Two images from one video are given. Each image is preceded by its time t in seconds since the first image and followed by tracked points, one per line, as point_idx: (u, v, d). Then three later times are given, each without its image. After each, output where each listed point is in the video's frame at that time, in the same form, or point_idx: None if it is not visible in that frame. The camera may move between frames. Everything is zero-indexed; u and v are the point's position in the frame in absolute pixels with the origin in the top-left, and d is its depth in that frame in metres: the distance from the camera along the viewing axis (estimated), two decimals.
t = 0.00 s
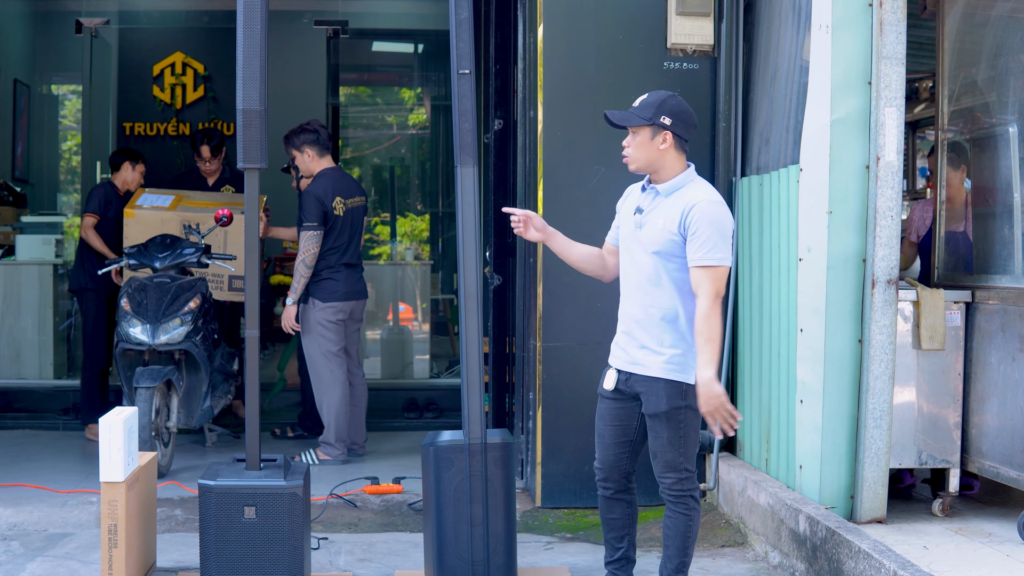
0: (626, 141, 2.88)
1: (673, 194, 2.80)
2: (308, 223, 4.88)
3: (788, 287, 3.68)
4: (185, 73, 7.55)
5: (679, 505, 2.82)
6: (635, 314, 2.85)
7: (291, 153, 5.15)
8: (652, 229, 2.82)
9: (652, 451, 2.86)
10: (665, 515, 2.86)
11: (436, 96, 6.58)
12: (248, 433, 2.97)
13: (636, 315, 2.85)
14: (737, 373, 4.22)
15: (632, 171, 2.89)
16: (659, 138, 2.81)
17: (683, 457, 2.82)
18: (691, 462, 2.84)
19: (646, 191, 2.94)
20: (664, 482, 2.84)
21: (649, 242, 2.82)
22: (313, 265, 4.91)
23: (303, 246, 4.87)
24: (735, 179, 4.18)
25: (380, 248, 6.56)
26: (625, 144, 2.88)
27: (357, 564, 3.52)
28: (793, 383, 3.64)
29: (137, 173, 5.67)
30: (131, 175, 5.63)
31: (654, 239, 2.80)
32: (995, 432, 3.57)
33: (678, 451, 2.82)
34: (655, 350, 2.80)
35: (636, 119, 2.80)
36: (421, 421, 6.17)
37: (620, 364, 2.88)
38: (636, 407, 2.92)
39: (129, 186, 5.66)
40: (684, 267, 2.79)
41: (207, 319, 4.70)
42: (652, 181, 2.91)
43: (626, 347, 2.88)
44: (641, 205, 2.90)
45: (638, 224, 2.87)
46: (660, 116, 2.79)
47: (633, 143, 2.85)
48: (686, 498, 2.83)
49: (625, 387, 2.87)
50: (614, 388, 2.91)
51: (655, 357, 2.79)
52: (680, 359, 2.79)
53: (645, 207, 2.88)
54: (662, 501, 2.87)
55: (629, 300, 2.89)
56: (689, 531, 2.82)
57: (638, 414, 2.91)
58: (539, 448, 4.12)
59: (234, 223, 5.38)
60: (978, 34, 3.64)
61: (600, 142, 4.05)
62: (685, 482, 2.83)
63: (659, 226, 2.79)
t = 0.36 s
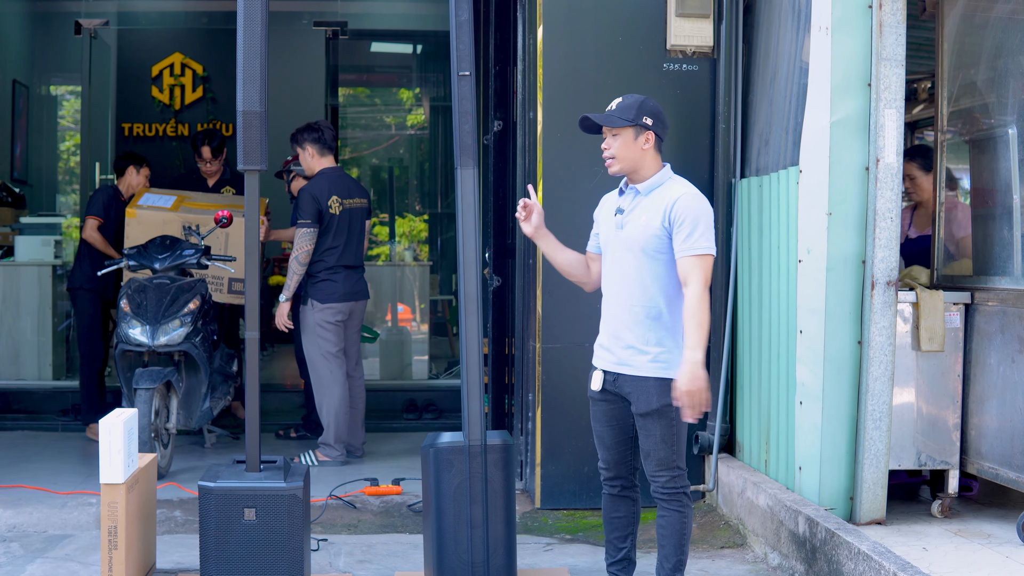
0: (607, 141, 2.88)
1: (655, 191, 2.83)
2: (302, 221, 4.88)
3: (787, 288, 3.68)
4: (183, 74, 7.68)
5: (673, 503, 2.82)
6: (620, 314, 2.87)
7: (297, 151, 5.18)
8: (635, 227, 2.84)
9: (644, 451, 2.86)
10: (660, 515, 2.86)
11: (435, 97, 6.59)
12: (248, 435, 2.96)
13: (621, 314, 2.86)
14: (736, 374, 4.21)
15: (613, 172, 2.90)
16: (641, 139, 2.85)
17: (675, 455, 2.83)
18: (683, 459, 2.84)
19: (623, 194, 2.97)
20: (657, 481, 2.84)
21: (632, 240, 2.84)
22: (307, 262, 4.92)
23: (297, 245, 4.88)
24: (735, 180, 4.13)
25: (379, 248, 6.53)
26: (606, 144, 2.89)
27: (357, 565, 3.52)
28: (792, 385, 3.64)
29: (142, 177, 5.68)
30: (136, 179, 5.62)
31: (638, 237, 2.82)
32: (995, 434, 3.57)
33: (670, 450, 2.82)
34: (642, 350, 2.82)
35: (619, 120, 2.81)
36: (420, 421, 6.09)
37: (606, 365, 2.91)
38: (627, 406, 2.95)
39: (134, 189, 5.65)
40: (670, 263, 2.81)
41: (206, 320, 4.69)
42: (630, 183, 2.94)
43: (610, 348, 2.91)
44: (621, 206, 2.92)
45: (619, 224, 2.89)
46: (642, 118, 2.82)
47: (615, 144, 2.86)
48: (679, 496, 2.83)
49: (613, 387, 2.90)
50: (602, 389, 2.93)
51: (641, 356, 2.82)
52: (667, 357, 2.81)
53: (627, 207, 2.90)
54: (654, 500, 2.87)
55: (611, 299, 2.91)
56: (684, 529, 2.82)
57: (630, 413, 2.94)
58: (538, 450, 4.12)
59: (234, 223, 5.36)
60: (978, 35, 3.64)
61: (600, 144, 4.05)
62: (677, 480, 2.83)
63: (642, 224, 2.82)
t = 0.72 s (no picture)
0: (604, 140, 2.86)
1: (639, 193, 2.88)
2: (307, 220, 4.89)
3: (786, 289, 3.68)
4: (182, 74, 7.66)
5: (664, 499, 2.82)
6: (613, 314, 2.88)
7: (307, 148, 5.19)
8: (622, 229, 2.86)
9: (636, 449, 2.85)
10: (652, 513, 2.85)
11: (434, 97, 6.59)
12: (248, 437, 2.96)
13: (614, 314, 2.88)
14: (735, 374, 4.21)
15: (601, 171, 2.88)
16: (632, 147, 2.89)
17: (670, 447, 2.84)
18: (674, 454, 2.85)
19: (603, 200, 2.98)
20: (647, 480, 2.83)
21: (620, 243, 2.86)
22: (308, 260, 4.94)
23: (299, 242, 4.89)
24: (733, 180, 4.13)
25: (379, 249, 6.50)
26: (602, 143, 2.86)
27: (357, 566, 3.52)
28: (792, 386, 3.64)
29: (145, 181, 5.63)
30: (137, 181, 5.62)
31: (626, 239, 2.85)
32: (994, 434, 3.58)
33: (664, 445, 2.84)
34: (639, 348, 2.84)
35: (622, 122, 2.80)
36: (419, 422, 6.06)
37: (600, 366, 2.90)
38: (619, 405, 2.98)
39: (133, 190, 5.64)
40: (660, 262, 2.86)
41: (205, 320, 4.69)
42: (609, 188, 2.96)
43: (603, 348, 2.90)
44: (604, 212, 2.93)
45: (604, 229, 2.91)
46: (638, 123, 2.86)
47: (614, 145, 2.86)
48: (670, 491, 2.82)
49: (607, 387, 2.90)
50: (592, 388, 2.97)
51: (640, 353, 2.83)
52: (664, 352, 2.85)
53: (610, 211, 2.92)
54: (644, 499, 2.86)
55: (601, 300, 2.92)
56: (677, 525, 2.84)
57: (622, 412, 2.98)
58: (538, 450, 4.12)
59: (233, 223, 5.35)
60: (977, 36, 3.64)
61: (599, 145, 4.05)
62: (667, 476, 2.82)
63: (630, 226, 2.85)
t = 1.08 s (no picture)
0: (604, 143, 2.87)
1: (628, 191, 2.89)
2: (313, 220, 4.94)
3: (787, 290, 3.68)
4: (183, 75, 7.66)
5: (664, 498, 2.83)
6: (603, 314, 2.88)
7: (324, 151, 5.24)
8: (613, 227, 2.87)
9: (635, 450, 2.86)
10: (652, 513, 2.86)
11: (435, 98, 6.62)
12: (249, 437, 2.96)
13: (604, 312, 2.87)
14: (736, 375, 4.22)
15: (598, 175, 2.88)
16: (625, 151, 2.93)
17: (665, 451, 2.84)
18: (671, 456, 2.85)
19: (592, 200, 2.98)
20: (648, 480, 2.84)
21: (612, 241, 2.86)
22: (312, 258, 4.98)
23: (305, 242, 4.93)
24: (734, 181, 4.14)
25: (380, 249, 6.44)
26: (602, 146, 2.87)
27: (358, 566, 3.53)
28: (792, 386, 3.64)
29: (146, 180, 5.63)
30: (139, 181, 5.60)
31: (616, 236, 2.85)
32: (995, 435, 3.58)
33: (661, 446, 2.84)
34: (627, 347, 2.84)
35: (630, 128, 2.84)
36: (420, 423, 6.06)
37: (590, 366, 2.90)
38: (613, 405, 2.96)
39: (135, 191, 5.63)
40: (651, 259, 2.86)
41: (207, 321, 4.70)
42: (597, 188, 2.95)
43: (592, 348, 2.90)
44: (592, 211, 2.93)
45: (594, 228, 2.90)
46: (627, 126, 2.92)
47: (614, 147, 2.88)
48: (669, 491, 2.84)
49: (598, 387, 2.90)
50: (584, 391, 2.95)
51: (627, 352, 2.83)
52: (655, 349, 2.84)
53: (599, 210, 2.92)
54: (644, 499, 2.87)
55: (591, 299, 2.92)
56: (678, 523, 2.84)
57: (616, 412, 2.95)
58: (539, 451, 4.12)
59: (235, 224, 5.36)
60: (977, 36, 3.64)
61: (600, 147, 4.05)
62: (667, 476, 2.83)
63: (620, 222, 2.85)
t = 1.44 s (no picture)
0: (613, 140, 2.88)
1: (636, 191, 2.90)
2: (318, 216, 4.95)
3: (789, 290, 3.69)
4: (185, 75, 7.67)
5: (666, 498, 2.84)
6: (606, 312, 2.88)
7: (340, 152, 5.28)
8: (619, 225, 2.87)
9: (637, 450, 2.86)
10: (654, 513, 2.87)
11: (437, 98, 6.65)
12: (252, 437, 2.97)
13: (607, 311, 2.88)
14: (738, 375, 4.22)
15: (605, 171, 2.89)
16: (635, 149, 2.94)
17: (668, 451, 2.85)
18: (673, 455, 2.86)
19: (599, 198, 2.99)
20: (650, 480, 2.85)
21: (617, 239, 2.87)
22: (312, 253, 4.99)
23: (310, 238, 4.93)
24: (736, 181, 4.16)
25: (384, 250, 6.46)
26: (611, 142, 2.88)
27: (361, 566, 3.54)
28: (795, 386, 3.65)
29: (147, 178, 5.61)
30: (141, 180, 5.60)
31: (623, 234, 2.86)
32: (996, 434, 3.59)
33: (663, 446, 2.84)
34: (629, 346, 2.85)
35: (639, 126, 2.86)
36: (423, 422, 6.08)
37: (592, 365, 2.91)
38: (615, 405, 2.97)
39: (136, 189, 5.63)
40: (656, 258, 2.86)
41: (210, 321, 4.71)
42: (605, 186, 2.97)
43: (595, 346, 2.91)
44: (599, 208, 2.94)
45: (600, 225, 2.91)
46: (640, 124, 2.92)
47: (623, 145, 2.88)
48: (670, 492, 2.85)
49: (600, 386, 2.91)
50: (586, 391, 2.95)
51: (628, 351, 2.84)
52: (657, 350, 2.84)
53: (606, 208, 2.92)
54: (646, 500, 2.88)
55: (595, 298, 2.92)
56: (679, 524, 2.85)
57: (618, 412, 2.97)
58: (541, 451, 4.13)
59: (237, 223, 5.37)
60: (979, 36, 3.64)
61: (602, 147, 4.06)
62: (669, 476, 2.84)
63: (627, 221, 2.86)
